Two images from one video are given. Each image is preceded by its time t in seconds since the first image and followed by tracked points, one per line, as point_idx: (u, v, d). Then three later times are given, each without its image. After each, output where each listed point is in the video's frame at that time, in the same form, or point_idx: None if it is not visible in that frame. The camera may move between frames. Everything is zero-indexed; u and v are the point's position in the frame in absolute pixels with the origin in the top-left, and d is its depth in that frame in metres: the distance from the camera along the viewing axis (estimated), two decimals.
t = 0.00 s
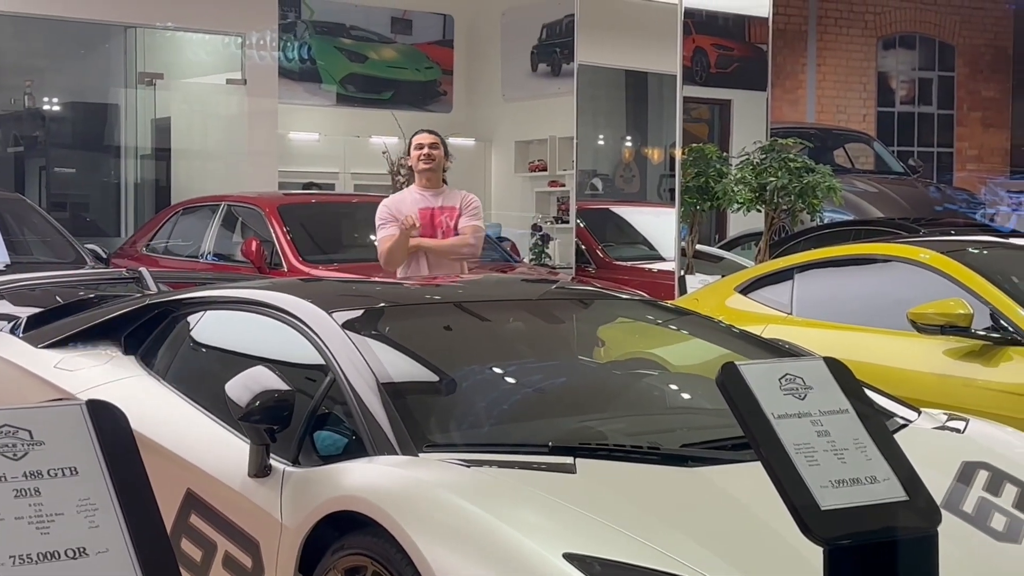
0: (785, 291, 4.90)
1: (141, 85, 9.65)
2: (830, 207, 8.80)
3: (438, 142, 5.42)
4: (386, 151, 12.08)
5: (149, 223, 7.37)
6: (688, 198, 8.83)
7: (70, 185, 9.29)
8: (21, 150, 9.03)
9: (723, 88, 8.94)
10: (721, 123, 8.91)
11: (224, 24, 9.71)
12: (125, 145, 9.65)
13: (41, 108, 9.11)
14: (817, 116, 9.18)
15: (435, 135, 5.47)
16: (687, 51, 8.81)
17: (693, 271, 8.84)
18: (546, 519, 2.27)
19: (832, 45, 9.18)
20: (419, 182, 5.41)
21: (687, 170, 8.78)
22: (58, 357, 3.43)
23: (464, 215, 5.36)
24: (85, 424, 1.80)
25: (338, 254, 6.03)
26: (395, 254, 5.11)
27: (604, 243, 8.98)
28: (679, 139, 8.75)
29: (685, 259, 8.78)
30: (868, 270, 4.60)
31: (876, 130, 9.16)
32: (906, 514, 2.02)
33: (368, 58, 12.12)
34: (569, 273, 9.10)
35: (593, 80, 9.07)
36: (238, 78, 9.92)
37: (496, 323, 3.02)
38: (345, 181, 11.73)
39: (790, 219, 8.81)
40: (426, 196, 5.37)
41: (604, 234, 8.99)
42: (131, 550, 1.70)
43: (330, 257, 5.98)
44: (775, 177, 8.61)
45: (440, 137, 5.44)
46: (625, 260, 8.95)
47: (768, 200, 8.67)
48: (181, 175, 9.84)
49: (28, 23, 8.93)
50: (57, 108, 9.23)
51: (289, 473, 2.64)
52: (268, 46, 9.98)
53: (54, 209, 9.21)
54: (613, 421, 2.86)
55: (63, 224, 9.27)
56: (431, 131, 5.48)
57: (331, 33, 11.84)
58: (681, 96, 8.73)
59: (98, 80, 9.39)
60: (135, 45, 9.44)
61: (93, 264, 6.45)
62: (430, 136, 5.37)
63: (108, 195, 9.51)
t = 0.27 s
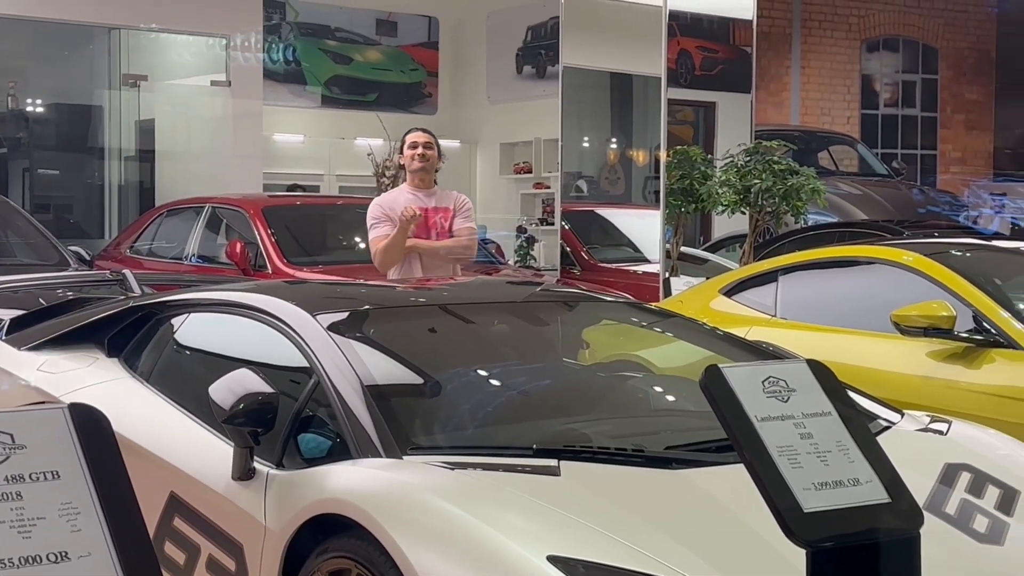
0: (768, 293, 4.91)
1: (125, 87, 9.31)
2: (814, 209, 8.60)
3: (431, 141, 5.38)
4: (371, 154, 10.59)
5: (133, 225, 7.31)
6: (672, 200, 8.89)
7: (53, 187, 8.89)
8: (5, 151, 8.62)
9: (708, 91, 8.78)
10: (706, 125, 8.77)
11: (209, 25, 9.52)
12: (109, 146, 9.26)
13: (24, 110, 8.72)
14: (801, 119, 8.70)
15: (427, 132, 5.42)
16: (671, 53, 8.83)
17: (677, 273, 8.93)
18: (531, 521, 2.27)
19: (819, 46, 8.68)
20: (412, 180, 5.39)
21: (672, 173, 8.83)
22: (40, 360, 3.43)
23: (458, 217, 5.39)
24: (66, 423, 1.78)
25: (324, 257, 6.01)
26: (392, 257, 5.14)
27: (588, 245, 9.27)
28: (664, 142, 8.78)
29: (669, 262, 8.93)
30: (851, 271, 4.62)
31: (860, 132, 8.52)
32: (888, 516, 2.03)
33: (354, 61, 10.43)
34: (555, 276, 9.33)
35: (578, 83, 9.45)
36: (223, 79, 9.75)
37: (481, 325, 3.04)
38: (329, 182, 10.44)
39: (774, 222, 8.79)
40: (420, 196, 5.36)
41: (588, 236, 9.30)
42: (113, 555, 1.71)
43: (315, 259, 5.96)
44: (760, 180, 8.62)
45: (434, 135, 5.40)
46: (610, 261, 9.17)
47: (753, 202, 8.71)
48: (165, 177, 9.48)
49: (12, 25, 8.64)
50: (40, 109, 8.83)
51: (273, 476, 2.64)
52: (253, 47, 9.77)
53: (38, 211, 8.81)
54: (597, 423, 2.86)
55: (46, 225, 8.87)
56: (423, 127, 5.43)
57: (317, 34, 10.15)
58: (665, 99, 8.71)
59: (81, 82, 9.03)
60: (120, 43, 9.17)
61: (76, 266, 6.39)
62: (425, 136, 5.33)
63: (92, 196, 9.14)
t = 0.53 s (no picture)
0: (747, 294, 4.92)
1: (105, 88, 9.60)
2: (793, 211, 8.69)
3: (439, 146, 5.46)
4: (352, 154, 11.30)
5: (113, 227, 7.33)
6: (653, 202, 8.89)
7: (33, 187, 9.19)
8: None
9: (688, 92, 8.89)
10: (686, 125, 8.84)
11: (191, 26, 9.77)
12: (88, 148, 9.59)
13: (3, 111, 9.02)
14: (781, 121, 9.01)
15: (435, 136, 5.49)
16: (653, 55, 8.98)
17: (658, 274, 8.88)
18: (509, 524, 2.28)
19: (797, 52, 9.00)
20: (417, 184, 5.45)
21: (652, 174, 8.85)
22: (18, 362, 3.43)
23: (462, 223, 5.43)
24: (42, 426, 1.76)
25: (303, 257, 6.00)
26: (392, 259, 5.21)
27: (569, 247, 9.05)
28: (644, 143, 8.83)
29: (650, 263, 8.88)
30: (831, 272, 4.63)
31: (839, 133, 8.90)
32: (863, 518, 2.03)
33: (334, 62, 11.20)
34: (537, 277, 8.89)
35: (560, 84, 9.37)
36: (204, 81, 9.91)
37: (460, 327, 3.03)
38: (310, 184, 11.21)
39: (755, 224, 8.58)
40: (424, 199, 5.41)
41: (569, 238, 9.08)
42: (88, 558, 1.69)
43: (294, 260, 5.93)
44: (741, 182, 8.43)
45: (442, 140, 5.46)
46: (589, 263, 8.97)
47: (733, 205, 8.49)
48: (144, 178, 9.80)
49: None
50: (19, 110, 9.12)
51: (251, 478, 2.64)
52: (234, 49, 10.02)
53: (17, 210, 9.11)
54: (576, 425, 2.87)
55: (25, 226, 9.18)
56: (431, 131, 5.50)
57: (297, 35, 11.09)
58: (646, 99, 8.80)
59: (64, 83, 9.36)
60: (99, 44, 9.38)
61: (55, 266, 6.38)
62: (431, 140, 5.41)
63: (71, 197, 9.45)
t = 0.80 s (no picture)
0: (724, 295, 4.94)
1: (82, 86, 9.68)
2: (771, 212, 8.69)
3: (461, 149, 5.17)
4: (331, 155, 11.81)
5: (90, 227, 7.30)
6: (631, 203, 8.86)
7: (9, 185, 9.32)
8: None
9: (667, 92, 8.95)
10: (666, 125, 8.91)
11: (167, 25, 9.72)
12: (65, 147, 9.72)
13: None
14: (759, 122, 9.13)
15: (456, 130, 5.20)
16: (631, 55, 8.88)
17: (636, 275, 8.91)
18: (486, 523, 2.27)
19: (775, 53, 9.10)
20: (433, 181, 5.23)
21: (631, 175, 8.84)
22: None
23: (476, 222, 5.27)
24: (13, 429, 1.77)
25: (282, 257, 5.98)
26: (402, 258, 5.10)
27: (547, 247, 8.98)
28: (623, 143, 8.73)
29: (629, 263, 8.88)
30: (810, 273, 4.64)
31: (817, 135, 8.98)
32: (838, 517, 2.04)
33: (312, 61, 12.05)
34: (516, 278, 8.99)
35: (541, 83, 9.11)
36: (181, 79, 9.89)
37: (438, 327, 3.03)
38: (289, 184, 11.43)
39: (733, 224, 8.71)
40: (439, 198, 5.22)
41: (547, 238, 9.02)
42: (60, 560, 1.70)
43: (272, 260, 5.92)
44: (718, 182, 8.57)
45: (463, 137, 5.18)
46: (567, 263, 8.89)
47: (712, 205, 8.60)
48: (122, 177, 9.83)
49: None
50: None
51: (227, 479, 2.64)
52: (212, 47, 9.94)
53: None
54: (554, 425, 2.87)
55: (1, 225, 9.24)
56: (452, 123, 5.20)
57: (276, 34, 11.73)
58: (625, 100, 8.69)
59: (40, 83, 9.42)
60: (77, 42, 9.44)
61: (32, 266, 6.35)
62: (452, 139, 5.13)
63: (47, 196, 9.52)
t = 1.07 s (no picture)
0: (705, 293, 4.98)
1: (61, 84, 9.59)
2: (751, 210, 8.78)
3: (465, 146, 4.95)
4: (310, 153, 11.91)
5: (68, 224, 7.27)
6: (613, 201, 8.98)
7: None
8: None
9: (647, 92, 8.98)
10: (646, 124, 8.94)
11: (146, 21, 9.64)
12: (43, 144, 9.61)
13: None
14: (739, 121, 9.04)
15: (464, 128, 5.01)
16: (613, 54, 8.94)
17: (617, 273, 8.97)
18: (465, 522, 2.27)
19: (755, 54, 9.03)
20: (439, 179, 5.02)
21: (612, 173, 8.92)
22: None
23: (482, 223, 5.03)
24: None
25: (261, 255, 5.97)
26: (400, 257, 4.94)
27: (527, 245, 9.01)
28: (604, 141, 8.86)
29: (608, 262, 8.94)
30: (790, 271, 4.67)
31: (797, 134, 8.94)
32: (817, 515, 2.04)
33: (293, 59, 11.77)
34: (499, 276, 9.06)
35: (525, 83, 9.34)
36: (161, 77, 9.82)
37: (419, 325, 3.02)
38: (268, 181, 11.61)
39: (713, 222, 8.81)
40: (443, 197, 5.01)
41: (528, 236, 9.05)
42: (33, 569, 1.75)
43: (252, 258, 5.91)
44: (698, 181, 8.66)
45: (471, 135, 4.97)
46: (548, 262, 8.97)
47: (692, 203, 8.73)
48: (102, 173, 9.84)
49: None
50: None
51: (205, 477, 2.63)
52: (191, 45, 9.88)
53: None
54: (534, 424, 2.87)
55: None
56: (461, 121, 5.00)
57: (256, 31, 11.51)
58: (606, 99, 8.81)
59: (18, 79, 9.33)
60: (55, 39, 9.39)
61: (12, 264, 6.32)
62: (456, 137, 4.93)
63: (26, 194, 9.52)
